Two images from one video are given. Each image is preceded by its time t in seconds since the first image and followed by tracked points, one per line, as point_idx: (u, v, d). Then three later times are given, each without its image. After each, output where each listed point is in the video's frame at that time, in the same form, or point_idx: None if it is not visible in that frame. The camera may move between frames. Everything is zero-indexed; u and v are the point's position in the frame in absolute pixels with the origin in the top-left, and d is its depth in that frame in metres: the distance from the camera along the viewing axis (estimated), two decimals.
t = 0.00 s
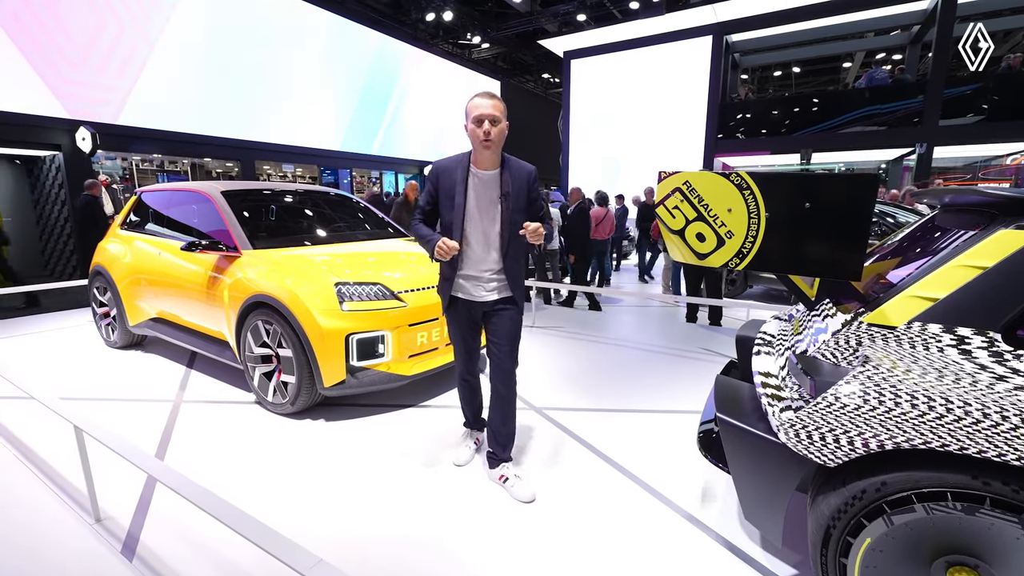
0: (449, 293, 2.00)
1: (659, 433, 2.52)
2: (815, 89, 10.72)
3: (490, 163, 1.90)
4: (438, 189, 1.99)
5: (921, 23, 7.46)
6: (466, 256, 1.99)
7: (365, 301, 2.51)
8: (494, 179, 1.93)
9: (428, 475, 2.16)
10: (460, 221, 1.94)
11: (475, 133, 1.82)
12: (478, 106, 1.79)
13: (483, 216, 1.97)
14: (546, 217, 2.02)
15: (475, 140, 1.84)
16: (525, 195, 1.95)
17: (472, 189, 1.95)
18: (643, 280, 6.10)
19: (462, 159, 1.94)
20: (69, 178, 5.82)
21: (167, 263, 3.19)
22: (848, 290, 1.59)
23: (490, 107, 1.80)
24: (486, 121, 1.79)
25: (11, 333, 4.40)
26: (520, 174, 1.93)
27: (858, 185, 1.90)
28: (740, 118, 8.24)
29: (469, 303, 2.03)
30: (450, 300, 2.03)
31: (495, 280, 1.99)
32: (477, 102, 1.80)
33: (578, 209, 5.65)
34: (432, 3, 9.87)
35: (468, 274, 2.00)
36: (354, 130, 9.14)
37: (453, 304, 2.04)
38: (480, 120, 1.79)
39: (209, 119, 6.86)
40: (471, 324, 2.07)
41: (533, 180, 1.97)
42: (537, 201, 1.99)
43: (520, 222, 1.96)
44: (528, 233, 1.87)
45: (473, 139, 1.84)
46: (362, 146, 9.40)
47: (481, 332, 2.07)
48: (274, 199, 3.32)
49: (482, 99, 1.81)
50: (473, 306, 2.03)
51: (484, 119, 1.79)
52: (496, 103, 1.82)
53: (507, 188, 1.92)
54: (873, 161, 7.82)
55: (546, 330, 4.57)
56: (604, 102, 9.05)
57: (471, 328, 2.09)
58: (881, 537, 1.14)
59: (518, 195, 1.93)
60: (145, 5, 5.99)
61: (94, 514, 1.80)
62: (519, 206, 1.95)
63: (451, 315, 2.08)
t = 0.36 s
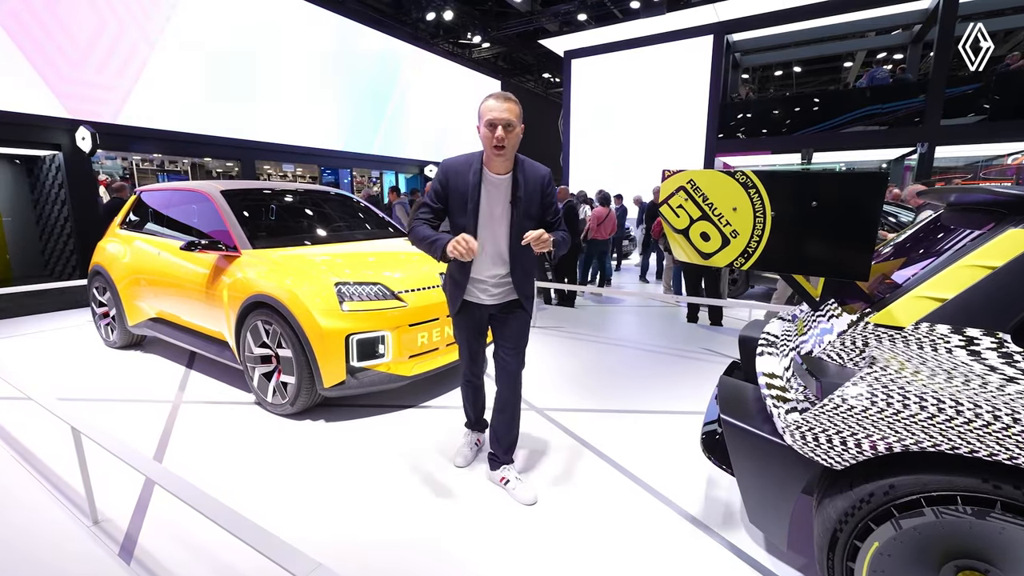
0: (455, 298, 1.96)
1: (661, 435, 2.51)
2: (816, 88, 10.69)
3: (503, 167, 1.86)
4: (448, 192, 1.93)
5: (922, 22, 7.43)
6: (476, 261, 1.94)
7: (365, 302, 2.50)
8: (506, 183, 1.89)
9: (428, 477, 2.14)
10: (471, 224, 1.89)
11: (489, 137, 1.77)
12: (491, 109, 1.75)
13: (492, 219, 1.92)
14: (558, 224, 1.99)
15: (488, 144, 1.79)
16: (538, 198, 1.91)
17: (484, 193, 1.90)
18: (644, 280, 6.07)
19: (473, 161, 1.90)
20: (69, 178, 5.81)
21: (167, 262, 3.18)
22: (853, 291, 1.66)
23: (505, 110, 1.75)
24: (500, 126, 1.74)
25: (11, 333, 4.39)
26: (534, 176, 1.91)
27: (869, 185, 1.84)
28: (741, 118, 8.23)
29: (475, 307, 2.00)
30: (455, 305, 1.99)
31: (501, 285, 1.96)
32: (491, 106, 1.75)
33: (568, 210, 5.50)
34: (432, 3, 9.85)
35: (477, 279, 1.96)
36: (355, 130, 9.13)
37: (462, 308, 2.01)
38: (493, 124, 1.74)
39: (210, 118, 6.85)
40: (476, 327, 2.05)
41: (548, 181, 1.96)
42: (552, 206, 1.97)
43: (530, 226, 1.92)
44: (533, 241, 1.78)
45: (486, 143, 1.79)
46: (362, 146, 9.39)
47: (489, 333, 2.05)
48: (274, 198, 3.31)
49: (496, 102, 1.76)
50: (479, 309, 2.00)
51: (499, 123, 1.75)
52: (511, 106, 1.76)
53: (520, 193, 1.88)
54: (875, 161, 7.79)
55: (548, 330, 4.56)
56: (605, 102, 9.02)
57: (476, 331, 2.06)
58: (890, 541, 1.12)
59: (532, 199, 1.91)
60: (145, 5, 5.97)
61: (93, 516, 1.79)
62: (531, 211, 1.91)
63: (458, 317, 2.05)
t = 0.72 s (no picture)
0: (462, 301, 1.91)
1: (661, 434, 2.51)
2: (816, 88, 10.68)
3: (511, 175, 1.79)
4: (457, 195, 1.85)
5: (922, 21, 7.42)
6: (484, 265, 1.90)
7: (365, 301, 2.50)
8: (514, 190, 1.84)
9: (428, 476, 2.14)
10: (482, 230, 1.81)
11: (495, 145, 1.69)
12: (497, 117, 1.66)
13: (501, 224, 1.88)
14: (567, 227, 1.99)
15: (495, 153, 1.72)
16: (547, 202, 1.91)
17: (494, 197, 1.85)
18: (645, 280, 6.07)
19: (481, 166, 1.83)
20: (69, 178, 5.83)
21: (167, 262, 3.18)
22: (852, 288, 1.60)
23: (511, 119, 1.66)
24: (506, 136, 1.67)
25: (11, 332, 4.39)
26: (543, 179, 1.89)
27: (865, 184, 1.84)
28: (741, 118, 8.23)
29: (481, 309, 1.99)
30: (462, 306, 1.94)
31: (508, 287, 1.94)
32: (497, 113, 1.66)
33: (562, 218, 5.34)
34: (432, 3, 9.86)
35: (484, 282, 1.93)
36: (355, 130, 9.14)
37: (468, 309, 2.00)
38: (500, 134, 1.67)
39: (210, 118, 6.85)
40: (480, 327, 2.04)
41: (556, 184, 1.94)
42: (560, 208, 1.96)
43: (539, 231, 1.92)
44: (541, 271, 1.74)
45: (492, 152, 1.71)
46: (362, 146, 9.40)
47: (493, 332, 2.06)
48: (274, 198, 3.31)
49: (503, 109, 1.66)
50: (485, 310, 1.99)
51: (505, 133, 1.66)
52: (518, 112, 1.68)
53: (528, 199, 1.84)
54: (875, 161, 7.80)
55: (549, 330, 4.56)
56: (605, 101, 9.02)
57: (480, 331, 2.05)
58: (889, 539, 1.12)
59: (541, 201, 1.90)
60: (145, 5, 5.97)
61: (93, 515, 1.79)
62: (541, 213, 1.91)
63: (463, 318, 2.04)
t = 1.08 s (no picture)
0: (471, 306, 1.91)
1: (659, 432, 2.52)
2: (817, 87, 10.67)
3: (513, 171, 1.80)
4: (461, 199, 1.84)
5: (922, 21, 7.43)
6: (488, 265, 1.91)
7: (364, 300, 2.51)
8: (517, 187, 1.85)
9: (426, 475, 2.15)
10: (488, 230, 1.88)
11: (497, 138, 1.70)
12: (499, 107, 1.68)
13: (508, 224, 1.91)
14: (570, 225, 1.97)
15: (497, 145, 1.73)
16: (550, 200, 1.88)
17: (497, 197, 1.86)
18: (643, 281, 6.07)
19: (482, 166, 1.84)
20: (69, 177, 5.86)
21: (166, 261, 3.19)
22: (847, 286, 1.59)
23: (514, 111, 1.68)
24: (508, 126, 1.67)
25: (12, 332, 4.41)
26: (546, 177, 1.86)
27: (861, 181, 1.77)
28: (740, 118, 8.25)
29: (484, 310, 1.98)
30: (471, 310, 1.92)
31: (509, 288, 1.93)
32: (500, 104, 1.68)
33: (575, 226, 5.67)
34: (432, 2, 9.88)
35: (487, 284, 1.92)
36: (355, 130, 9.17)
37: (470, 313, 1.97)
38: (502, 124, 1.67)
39: (210, 119, 6.86)
40: (481, 328, 2.04)
41: (557, 184, 1.90)
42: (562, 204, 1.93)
43: (541, 228, 1.90)
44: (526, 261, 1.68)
45: (495, 146, 1.72)
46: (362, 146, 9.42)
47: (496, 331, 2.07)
48: (274, 198, 3.32)
49: (507, 101, 1.68)
50: (488, 311, 1.99)
51: (507, 125, 1.68)
52: (521, 105, 1.69)
53: (530, 197, 1.84)
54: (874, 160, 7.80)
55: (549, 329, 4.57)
56: (604, 101, 9.02)
57: (483, 330, 2.06)
58: (881, 534, 1.13)
59: (541, 199, 1.87)
60: (145, 5, 5.97)
61: (94, 512, 1.80)
62: (542, 212, 1.88)
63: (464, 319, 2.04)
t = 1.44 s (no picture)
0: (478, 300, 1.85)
1: (657, 430, 2.53)
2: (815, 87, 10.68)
3: (514, 153, 1.80)
4: (465, 186, 1.81)
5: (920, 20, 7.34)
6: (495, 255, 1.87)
7: (362, 299, 2.52)
8: (520, 169, 1.85)
9: (424, 473, 2.15)
10: (494, 216, 1.85)
11: (495, 119, 1.71)
12: (497, 89, 1.70)
13: (515, 211, 1.89)
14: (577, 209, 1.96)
15: (494, 127, 1.73)
16: (555, 185, 1.87)
17: (500, 183, 1.85)
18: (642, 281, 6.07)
19: (484, 152, 1.82)
20: (66, 177, 5.88)
21: (164, 261, 3.19)
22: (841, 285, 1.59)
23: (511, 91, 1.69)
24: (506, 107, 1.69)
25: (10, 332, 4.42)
26: (548, 161, 1.86)
27: (856, 178, 1.88)
28: (738, 117, 8.27)
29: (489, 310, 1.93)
30: (476, 309, 1.87)
31: (517, 284, 1.89)
32: (496, 86, 1.70)
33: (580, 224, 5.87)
34: (431, 3, 9.88)
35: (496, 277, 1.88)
36: (354, 131, 9.18)
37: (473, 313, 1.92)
38: (499, 104, 1.69)
39: (208, 119, 6.86)
40: (482, 333, 1.99)
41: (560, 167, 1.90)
42: (567, 189, 1.92)
43: (549, 212, 1.88)
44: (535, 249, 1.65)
45: (495, 129, 1.73)
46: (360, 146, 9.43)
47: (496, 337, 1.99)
48: (272, 197, 3.32)
49: (503, 83, 1.70)
50: (491, 309, 1.93)
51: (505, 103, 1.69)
52: (518, 86, 1.71)
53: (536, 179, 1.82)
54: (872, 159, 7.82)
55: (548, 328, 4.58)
56: (603, 101, 9.02)
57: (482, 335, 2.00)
58: (874, 529, 1.14)
59: (547, 184, 1.85)
60: (143, 5, 5.97)
61: (92, 511, 1.80)
62: (548, 198, 1.86)
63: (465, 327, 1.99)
